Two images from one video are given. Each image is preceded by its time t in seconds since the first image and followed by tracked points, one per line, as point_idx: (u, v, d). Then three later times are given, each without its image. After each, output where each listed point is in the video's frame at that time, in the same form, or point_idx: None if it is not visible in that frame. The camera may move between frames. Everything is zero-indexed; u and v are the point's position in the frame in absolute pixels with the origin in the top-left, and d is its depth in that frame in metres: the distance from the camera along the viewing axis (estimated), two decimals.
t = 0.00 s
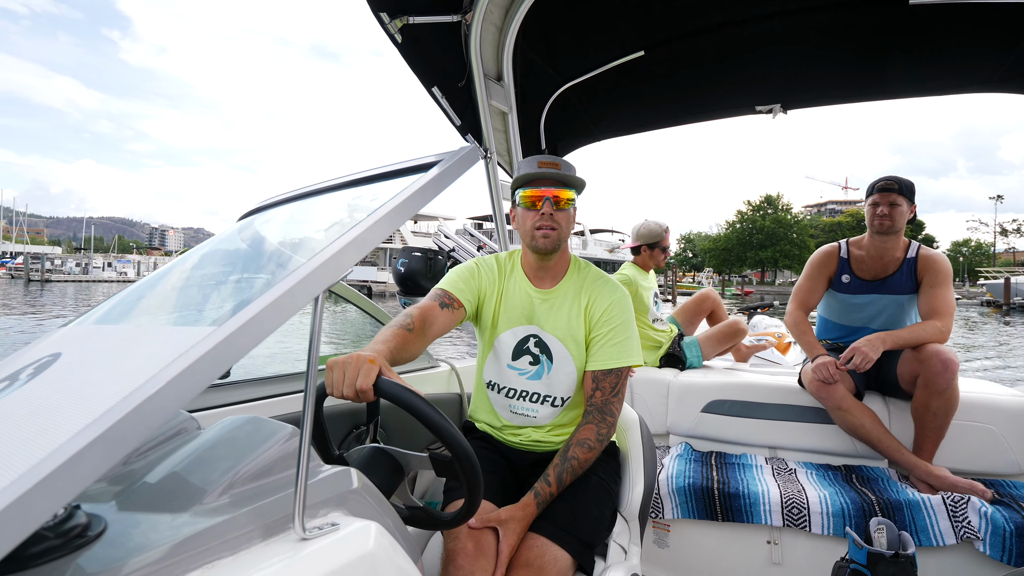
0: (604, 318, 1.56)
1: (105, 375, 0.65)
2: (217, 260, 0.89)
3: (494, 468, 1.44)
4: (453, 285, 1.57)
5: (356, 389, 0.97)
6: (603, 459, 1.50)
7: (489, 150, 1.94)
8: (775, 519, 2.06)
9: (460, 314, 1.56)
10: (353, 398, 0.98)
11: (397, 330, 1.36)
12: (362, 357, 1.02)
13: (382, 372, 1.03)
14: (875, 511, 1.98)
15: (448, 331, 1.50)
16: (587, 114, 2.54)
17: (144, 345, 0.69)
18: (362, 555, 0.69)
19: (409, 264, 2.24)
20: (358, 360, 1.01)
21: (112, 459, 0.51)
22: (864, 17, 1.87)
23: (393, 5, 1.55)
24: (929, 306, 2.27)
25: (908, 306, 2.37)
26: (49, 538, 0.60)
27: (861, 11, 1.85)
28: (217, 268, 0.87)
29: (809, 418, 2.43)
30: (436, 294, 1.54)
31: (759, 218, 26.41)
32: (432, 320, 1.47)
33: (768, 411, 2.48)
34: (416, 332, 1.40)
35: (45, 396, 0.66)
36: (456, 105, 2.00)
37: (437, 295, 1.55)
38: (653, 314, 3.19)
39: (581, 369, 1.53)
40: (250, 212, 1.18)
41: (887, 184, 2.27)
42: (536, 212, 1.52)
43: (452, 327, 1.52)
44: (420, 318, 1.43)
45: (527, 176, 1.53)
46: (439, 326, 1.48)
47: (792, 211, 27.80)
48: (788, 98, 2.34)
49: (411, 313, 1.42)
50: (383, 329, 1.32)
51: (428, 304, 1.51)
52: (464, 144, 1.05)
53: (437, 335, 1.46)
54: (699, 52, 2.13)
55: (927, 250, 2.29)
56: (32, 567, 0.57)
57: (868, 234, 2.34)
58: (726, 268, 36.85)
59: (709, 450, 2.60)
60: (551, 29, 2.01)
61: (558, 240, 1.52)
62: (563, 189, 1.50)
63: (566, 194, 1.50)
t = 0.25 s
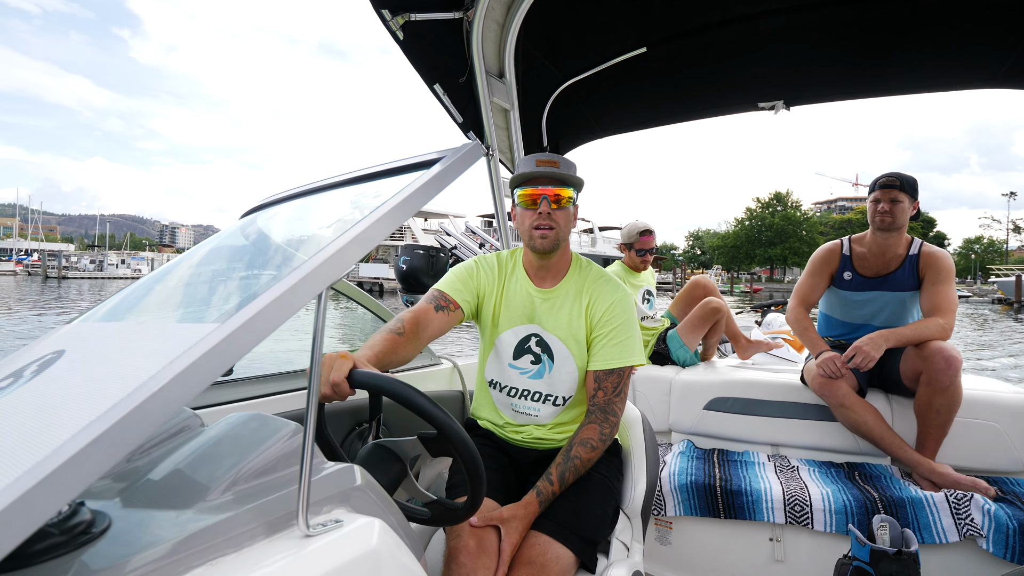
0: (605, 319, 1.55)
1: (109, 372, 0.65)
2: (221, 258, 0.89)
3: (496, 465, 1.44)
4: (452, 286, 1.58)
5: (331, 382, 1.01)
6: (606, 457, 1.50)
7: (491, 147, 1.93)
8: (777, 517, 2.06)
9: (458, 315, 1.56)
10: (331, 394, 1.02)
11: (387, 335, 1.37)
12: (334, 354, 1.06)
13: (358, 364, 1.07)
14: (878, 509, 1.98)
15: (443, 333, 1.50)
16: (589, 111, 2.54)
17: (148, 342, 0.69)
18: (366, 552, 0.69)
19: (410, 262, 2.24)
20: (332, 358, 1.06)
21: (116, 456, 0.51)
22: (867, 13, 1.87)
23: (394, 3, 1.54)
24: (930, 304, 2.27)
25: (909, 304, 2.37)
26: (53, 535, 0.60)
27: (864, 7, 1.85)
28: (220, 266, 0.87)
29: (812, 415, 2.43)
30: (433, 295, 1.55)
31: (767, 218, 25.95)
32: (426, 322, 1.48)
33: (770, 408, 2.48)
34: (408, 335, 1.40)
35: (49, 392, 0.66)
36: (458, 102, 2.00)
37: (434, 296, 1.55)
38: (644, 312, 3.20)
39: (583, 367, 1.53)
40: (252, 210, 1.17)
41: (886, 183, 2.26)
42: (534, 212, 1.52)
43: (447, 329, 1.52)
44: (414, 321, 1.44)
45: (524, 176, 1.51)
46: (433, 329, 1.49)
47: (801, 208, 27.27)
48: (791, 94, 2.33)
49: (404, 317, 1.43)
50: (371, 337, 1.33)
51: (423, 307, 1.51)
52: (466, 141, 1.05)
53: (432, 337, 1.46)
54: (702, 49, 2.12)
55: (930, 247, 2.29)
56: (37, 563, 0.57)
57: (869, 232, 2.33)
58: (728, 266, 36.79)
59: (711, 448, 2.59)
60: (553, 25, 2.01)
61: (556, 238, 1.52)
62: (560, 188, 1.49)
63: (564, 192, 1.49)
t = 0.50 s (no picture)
0: (606, 315, 1.55)
1: (112, 368, 0.65)
2: (224, 256, 0.89)
3: (497, 463, 1.44)
4: (453, 284, 1.57)
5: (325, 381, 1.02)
6: (606, 455, 1.50)
7: (492, 145, 1.93)
8: (777, 516, 2.06)
9: (459, 313, 1.56)
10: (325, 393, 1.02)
11: (387, 334, 1.37)
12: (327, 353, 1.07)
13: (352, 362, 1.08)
14: (879, 508, 1.98)
15: (445, 332, 1.50)
16: (590, 109, 2.53)
17: (150, 339, 0.69)
18: (367, 550, 0.69)
19: (411, 259, 2.24)
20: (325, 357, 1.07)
21: (118, 452, 0.51)
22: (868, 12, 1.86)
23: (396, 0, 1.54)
24: (932, 303, 2.26)
25: (911, 303, 2.36)
26: (55, 532, 0.60)
27: (867, 7, 1.84)
28: (222, 263, 0.87)
29: (813, 415, 2.43)
30: (434, 294, 1.55)
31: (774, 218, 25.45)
32: (427, 322, 1.47)
33: (770, 407, 2.48)
34: (408, 334, 1.41)
35: (51, 389, 0.66)
36: (459, 100, 1.99)
37: (435, 295, 1.56)
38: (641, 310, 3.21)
39: (584, 366, 1.53)
40: (254, 207, 1.17)
41: (881, 182, 2.29)
42: (529, 209, 1.52)
43: (450, 327, 1.52)
44: (416, 320, 1.44)
45: (520, 173, 1.52)
46: (436, 327, 1.49)
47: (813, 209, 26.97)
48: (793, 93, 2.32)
49: (406, 315, 1.44)
50: (371, 336, 1.34)
51: (424, 306, 1.51)
52: (469, 138, 1.05)
53: (432, 337, 1.46)
54: (703, 48, 2.12)
55: (932, 247, 2.29)
56: (39, 559, 0.58)
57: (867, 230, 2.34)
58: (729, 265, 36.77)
59: (711, 447, 2.59)
60: (554, 23, 2.00)
61: (550, 235, 1.52)
62: (555, 185, 1.49)
63: (559, 189, 1.49)
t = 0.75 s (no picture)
0: (606, 317, 1.56)
1: (115, 368, 0.65)
2: (226, 255, 0.90)
3: (496, 464, 1.45)
4: (453, 285, 1.58)
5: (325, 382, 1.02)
6: (605, 457, 1.50)
7: (493, 146, 1.93)
8: (776, 519, 2.06)
9: (460, 314, 1.56)
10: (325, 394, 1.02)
11: (388, 335, 1.37)
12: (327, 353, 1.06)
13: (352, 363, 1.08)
14: (876, 511, 1.98)
15: (446, 332, 1.50)
16: (590, 110, 2.53)
17: (153, 339, 0.69)
18: (368, 550, 0.69)
19: (411, 260, 2.24)
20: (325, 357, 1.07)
21: (123, 452, 0.52)
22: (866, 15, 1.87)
23: (398, 2, 1.55)
24: (931, 306, 2.26)
25: (910, 306, 2.37)
26: (58, 531, 0.60)
27: (867, 8, 1.85)
28: (224, 263, 0.87)
29: (811, 417, 2.43)
30: (435, 295, 1.55)
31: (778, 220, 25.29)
32: (428, 323, 1.47)
33: (769, 409, 2.49)
34: (409, 334, 1.41)
35: (54, 388, 0.66)
36: (460, 101, 1.99)
37: (436, 296, 1.56)
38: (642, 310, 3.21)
39: (583, 367, 1.53)
40: (255, 207, 1.17)
41: (879, 185, 2.30)
42: (525, 211, 1.52)
43: (451, 328, 1.52)
44: (417, 321, 1.44)
45: (516, 174, 1.52)
46: (437, 328, 1.49)
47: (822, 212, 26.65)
48: (792, 96, 2.33)
49: (407, 317, 1.44)
50: (372, 337, 1.34)
51: (425, 307, 1.51)
52: (471, 140, 1.05)
53: (433, 338, 1.46)
54: (703, 50, 2.13)
55: (931, 250, 2.30)
56: (42, 559, 0.58)
57: (865, 233, 2.35)
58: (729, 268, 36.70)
59: (710, 449, 2.60)
60: (555, 25, 2.01)
61: (546, 238, 1.52)
62: (552, 187, 1.49)
63: (555, 191, 1.49)
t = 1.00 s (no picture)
0: (610, 319, 1.56)
1: (122, 365, 0.65)
2: (231, 254, 0.90)
3: (498, 465, 1.45)
4: (457, 286, 1.58)
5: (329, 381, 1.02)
6: (607, 459, 1.50)
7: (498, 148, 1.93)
8: (777, 523, 2.06)
9: (465, 315, 1.56)
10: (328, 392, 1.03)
11: (392, 337, 1.38)
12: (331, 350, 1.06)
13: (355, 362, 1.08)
14: (879, 517, 1.98)
15: (452, 333, 1.51)
16: (595, 113, 2.53)
17: (159, 336, 0.69)
18: (372, 549, 0.70)
19: (414, 260, 2.24)
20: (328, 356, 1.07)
21: (130, 448, 0.52)
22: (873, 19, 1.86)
23: (405, 2, 1.54)
24: (936, 312, 2.25)
25: (915, 312, 2.36)
26: (64, 526, 0.60)
27: (874, 14, 1.84)
28: (230, 261, 0.87)
29: (814, 422, 2.43)
30: (440, 296, 1.55)
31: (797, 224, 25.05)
32: (432, 324, 1.48)
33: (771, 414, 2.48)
34: (414, 335, 1.41)
35: (61, 384, 0.66)
36: (465, 102, 1.99)
37: (441, 298, 1.56)
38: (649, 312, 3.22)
39: (586, 369, 1.53)
40: (260, 206, 1.18)
41: (885, 190, 2.28)
42: (535, 213, 1.52)
43: (457, 328, 1.53)
44: (421, 322, 1.45)
45: (525, 177, 1.52)
46: (442, 329, 1.49)
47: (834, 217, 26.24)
48: (797, 100, 2.32)
49: (412, 318, 1.44)
50: (377, 338, 1.34)
51: (430, 309, 1.51)
52: (477, 142, 1.05)
53: (438, 339, 1.46)
54: (710, 54, 2.13)
55: (937, 257, 2.29)
56: (47, 554, 0.58)
57: (871, 239, 2.35)
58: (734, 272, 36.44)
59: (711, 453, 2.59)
60: (561, 27, 2.01)
61: (555, 240, 1.52)
62: (562, 190, 1.49)
63: (566, 195, 1.49)
